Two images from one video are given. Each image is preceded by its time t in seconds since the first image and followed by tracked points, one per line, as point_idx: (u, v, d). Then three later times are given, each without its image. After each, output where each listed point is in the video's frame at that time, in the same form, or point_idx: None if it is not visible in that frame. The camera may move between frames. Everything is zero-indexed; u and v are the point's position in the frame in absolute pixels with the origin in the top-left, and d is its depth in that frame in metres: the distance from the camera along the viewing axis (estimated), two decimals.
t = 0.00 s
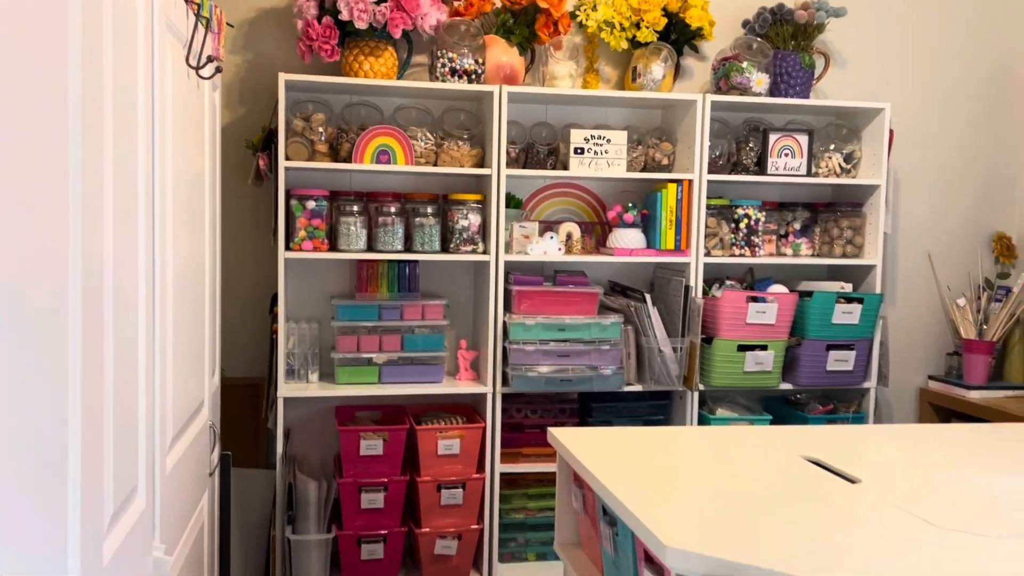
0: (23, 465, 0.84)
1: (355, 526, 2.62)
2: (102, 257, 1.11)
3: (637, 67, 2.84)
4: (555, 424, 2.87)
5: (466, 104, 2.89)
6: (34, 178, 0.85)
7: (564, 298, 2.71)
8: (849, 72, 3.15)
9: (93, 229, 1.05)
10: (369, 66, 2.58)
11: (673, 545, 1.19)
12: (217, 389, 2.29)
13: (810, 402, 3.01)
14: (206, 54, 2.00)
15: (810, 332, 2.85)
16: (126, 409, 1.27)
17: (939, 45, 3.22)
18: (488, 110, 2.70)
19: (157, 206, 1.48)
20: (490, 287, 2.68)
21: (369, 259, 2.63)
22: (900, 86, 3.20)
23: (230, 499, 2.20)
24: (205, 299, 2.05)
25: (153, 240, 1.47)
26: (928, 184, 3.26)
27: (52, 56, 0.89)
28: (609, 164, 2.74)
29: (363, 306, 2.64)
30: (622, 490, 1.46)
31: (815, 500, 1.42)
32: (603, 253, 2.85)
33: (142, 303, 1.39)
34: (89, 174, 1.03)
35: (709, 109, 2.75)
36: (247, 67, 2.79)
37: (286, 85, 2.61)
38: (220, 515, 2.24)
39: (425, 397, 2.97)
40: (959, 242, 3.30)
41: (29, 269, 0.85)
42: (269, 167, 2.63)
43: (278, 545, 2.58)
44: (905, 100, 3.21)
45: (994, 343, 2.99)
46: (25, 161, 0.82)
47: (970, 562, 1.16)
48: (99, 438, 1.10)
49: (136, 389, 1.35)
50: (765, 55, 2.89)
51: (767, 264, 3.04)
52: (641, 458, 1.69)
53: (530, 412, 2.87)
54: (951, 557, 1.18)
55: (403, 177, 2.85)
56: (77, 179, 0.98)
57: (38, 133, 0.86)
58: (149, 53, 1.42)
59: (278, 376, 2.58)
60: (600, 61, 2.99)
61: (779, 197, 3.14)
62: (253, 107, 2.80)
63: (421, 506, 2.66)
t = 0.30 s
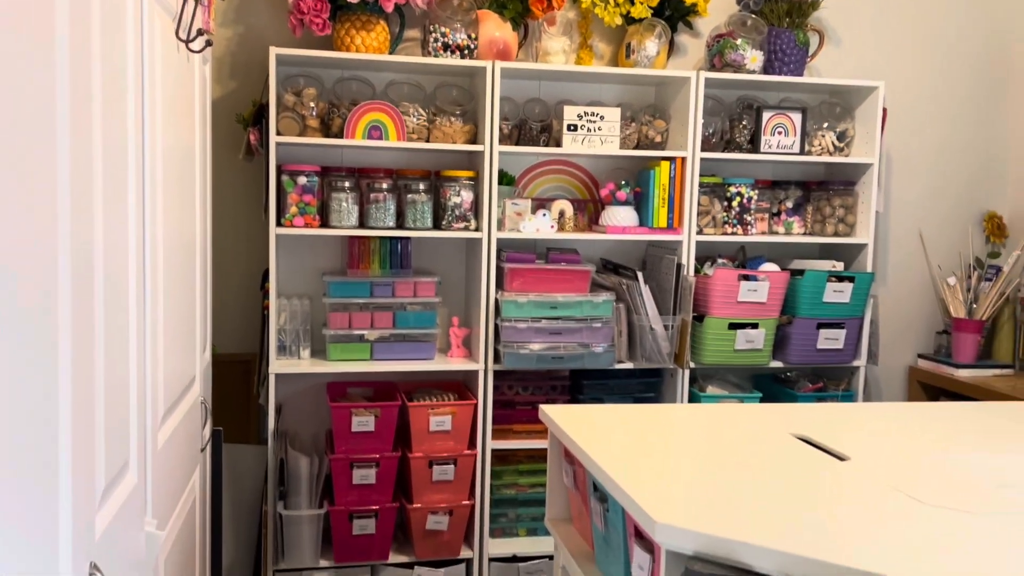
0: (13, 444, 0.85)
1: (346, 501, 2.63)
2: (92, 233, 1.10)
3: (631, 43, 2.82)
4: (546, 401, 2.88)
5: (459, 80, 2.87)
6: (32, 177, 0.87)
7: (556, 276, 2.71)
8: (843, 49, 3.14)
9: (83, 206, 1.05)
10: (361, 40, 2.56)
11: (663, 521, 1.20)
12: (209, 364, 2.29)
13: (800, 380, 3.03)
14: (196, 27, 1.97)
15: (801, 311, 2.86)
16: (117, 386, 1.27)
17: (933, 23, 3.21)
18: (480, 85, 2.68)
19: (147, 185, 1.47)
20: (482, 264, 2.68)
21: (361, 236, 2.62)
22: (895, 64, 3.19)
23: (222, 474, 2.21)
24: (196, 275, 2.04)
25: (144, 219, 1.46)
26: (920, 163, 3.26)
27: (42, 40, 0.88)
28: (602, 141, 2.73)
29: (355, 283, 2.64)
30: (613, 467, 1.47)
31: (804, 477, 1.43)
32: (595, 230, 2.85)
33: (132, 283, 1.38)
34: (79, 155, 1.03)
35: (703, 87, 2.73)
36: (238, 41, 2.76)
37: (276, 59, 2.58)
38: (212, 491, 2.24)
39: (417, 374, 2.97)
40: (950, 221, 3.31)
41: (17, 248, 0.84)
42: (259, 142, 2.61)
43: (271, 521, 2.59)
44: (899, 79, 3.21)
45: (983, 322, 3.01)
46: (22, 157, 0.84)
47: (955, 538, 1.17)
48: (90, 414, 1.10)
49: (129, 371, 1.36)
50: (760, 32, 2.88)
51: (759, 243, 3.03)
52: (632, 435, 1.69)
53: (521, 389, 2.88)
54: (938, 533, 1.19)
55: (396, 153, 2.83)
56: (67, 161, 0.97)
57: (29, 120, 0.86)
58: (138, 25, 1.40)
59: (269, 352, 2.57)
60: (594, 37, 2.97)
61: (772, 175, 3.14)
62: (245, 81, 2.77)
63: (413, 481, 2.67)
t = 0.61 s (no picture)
0: (10, 423, 0.84)
1: (341, 479, 2.64)
2: (84, 212, 1.09)
3: (627, 21, 2.80)
4: (540, 379, 2.89)
5: (454, 58, 2.85)
6: (32, 175, 0.88)
7: (551, 255, 2.70)
8: (840, 28, 3.12)
9: (76, 187, 1.04)
10: (354, 16, 2.54)
11: (656, 499, 1.21)
12: (203, 343, 2.29)
13: (793, 358, 3.03)
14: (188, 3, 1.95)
15: (795, 291, 2.86)
16: (111, 365, 1.27)
17: None
18: (475, 63, 2.66)
19: (139, 165, 1.47)
20: (477, 242, 2.68)
21: (355, 214, 2.61)
22: (891, 44, 3.18)
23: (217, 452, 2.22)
24: (190, 254, 2.04)
25: (136, 200, 1.46)
26: (915, 144, 3.26)
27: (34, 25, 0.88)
28: (597, 120, 2.72)
29: (349, 261, 2.63)
30: (607, 445, 1.47)
31: (795, 455, 1.44)
32: (590, 210, 2.84)
33: (126, 265, 1.38)
34: (71, 134, 1.02)
35: (698, 65, 2.72)
36: (231, 18, 2.74)
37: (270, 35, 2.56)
38: (207, 469, 2.25)
39: (412, 353, 2.97)
40: (944, 201, 3.31)
41: (12, 226, 0.83)
42: (253, 120, 2.59)
43: (265, 499, 2.60)
44: (895, 58, 3.20)
45: (976, 302, 3.02)
46: (22, 154, 0.85)
47: (947, 515, 1.18)
48: (84, 393, 1.10)
49: (123, 355, 1.36)
50: (756, 10, 2.88)
51: (754, 223, 3.04)
52: (626, 414, 1.70)
53: (516, 367, 2.88)
54: (927, 511, 1.20)
55: (390, 131, 2.82)
56: (59, 148, 0.97)
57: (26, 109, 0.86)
58: None
59: (263, 331, 2.57)
60: (590, 15, 2.95)
61: (768, 154, 3.13)
62: (238, 58, 2.75)
63: (407, 459, 2.68)
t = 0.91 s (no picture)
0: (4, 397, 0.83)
1: (337, 454, 2.65)
2: (76, 185, 1.08)
3: None
4: (535, 355, 2.89)
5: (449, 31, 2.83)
6: (22, 146, 0.87)
7: (546, 231, 2.69)
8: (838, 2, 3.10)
9: (67, 160, 1.03)
10: None
11: (651, 474, 1.22)
12: (198, 319, 2.28)
13: (788, 335, 3.06)
14: None
15: (790, 267, 2.87)
16: (105, 340, 1.26)
17: None
18: (471, 36, 2.64)
19: (132, 143, 1.46)
20: (472, 218, 2.67)
21: (350, 189, 2.60)
22: (889, 18, 3.16)
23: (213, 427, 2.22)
24: (184, 231, 2.03)
25: (129, 179, 1.45)
26: (911, 119, 3.25)
27: None
28: (594, 95, 2.70)
29: (344, 237, 2.63)
30: (602, 420, 1.48)
31: (789, 431, 1.45)
32: (586, 185, 2.84)
33: (120, 244, 1.38)
34: (61, 106, 1.00)
35: (696, 39, 2.70)
36: None
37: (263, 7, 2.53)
38: (203, 443, 2.25)
39: (407, 328, 2.98)
40: (941, 177, 3.31)
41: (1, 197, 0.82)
42: (246, 94, 2.58)
43: (261, 474, 2.62)
44: (893, 33, 3.18)
45: (971, 278, 3.03)
46: (12, 123, 0.84)
47: (941, 490, 1.19)
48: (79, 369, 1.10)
49: (118, 335, 1.36)
50: None
51: (750, 198, 3.04)
52: (621, 389, 1.71)
53: (511, 343, 2.89)
54: (920, 486, 1.21)
55: (385, 105, 2.80)
56: (50, 134, 0.96)
57: (18, 94, 0.85)
58: None
59: (258, 306, 2.57)
60: None
61: (764, 130, 3.12)
62: (231, 31, 2.73)
63: (403, 434, 2.69)
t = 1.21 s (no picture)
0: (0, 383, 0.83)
1: (335, 437, 2.66)
2: (71, 168, 1.08)
3: None
4: (533, 338, 2.90)
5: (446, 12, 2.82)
6: (17, 130, 0.86)
7: (544, 214, 2.69)
8: None
9: (63, 142, 1.03)
10: None
11: (648, 456, 1.22)
12: (195, 302, 2.28)
13: (785, 318, 3.06)
14: None
15: (787, 249, 2.87)
16: (102, 322, 1.26)
17: None
18: (468, 17, 2.62)
19: (128, 126, 1.45)
20: (469, 200, 2.66)
21: (346, 172, 2.59)
22: None
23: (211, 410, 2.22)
24: (181, 213, 2.02)
25: (125, 164, 1.44)
26: (910, 102, 3.24)
27: None
28: (592, 76, 2.69)
29: (341, 220, 2.62)
30: (599, 403, 1.49)
31: (786, 413, 1.45)
32: (584, 168, 2.83)
33: (116, 229, 1.37)
34: (56, 89, 1.00)
35: (694, 19, 2.69)
36: None
37: None
38: (201, 426, 2.26)
39: (404, 311, 2.97)
40: (939, 159, 3.30)
41: None
42: (242, 76, 2.56)
43: (259, 457, 2.63)
44: (891, 14, 3.17)
45: (968, 261, 3.03)
46: (7, 106, 0.83)
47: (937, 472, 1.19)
48: (77, 353, 1.10)
49: (115, 321, 1.36)
50: None
51: (748, 181, 3.03)
52: (618, 372, 1.71)
53: (508, 326, 2.89)
54: (916, 468, 1.21)
55: (381, 87, 2.79)
56: (45, 124, 0.95)
57: (12, 82, 0.84)
58: None
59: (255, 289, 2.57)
60: None
61: (762, 112, 3.12)
62: (226, 12, 2.71)
63: (400, 417, 2.70)
